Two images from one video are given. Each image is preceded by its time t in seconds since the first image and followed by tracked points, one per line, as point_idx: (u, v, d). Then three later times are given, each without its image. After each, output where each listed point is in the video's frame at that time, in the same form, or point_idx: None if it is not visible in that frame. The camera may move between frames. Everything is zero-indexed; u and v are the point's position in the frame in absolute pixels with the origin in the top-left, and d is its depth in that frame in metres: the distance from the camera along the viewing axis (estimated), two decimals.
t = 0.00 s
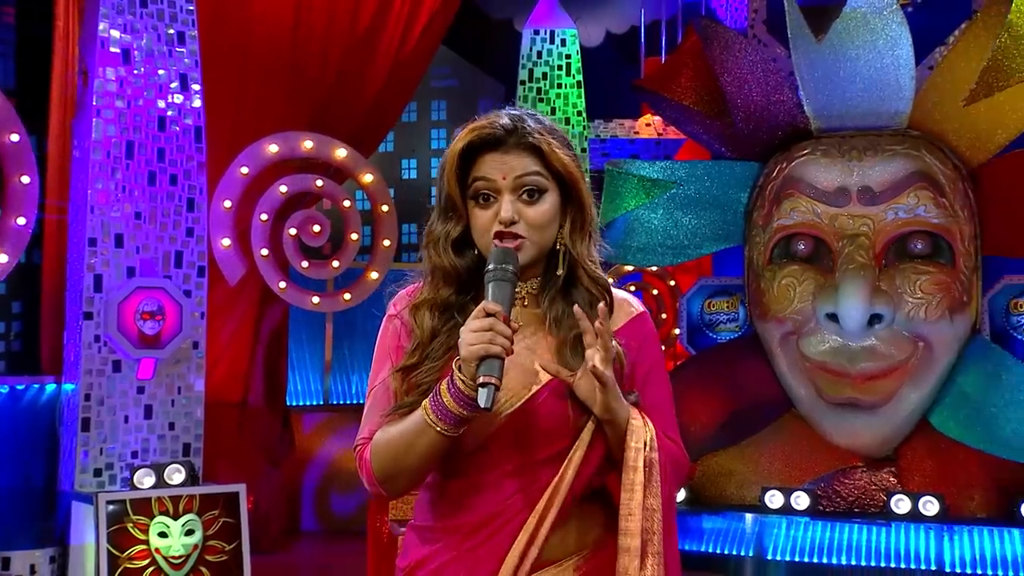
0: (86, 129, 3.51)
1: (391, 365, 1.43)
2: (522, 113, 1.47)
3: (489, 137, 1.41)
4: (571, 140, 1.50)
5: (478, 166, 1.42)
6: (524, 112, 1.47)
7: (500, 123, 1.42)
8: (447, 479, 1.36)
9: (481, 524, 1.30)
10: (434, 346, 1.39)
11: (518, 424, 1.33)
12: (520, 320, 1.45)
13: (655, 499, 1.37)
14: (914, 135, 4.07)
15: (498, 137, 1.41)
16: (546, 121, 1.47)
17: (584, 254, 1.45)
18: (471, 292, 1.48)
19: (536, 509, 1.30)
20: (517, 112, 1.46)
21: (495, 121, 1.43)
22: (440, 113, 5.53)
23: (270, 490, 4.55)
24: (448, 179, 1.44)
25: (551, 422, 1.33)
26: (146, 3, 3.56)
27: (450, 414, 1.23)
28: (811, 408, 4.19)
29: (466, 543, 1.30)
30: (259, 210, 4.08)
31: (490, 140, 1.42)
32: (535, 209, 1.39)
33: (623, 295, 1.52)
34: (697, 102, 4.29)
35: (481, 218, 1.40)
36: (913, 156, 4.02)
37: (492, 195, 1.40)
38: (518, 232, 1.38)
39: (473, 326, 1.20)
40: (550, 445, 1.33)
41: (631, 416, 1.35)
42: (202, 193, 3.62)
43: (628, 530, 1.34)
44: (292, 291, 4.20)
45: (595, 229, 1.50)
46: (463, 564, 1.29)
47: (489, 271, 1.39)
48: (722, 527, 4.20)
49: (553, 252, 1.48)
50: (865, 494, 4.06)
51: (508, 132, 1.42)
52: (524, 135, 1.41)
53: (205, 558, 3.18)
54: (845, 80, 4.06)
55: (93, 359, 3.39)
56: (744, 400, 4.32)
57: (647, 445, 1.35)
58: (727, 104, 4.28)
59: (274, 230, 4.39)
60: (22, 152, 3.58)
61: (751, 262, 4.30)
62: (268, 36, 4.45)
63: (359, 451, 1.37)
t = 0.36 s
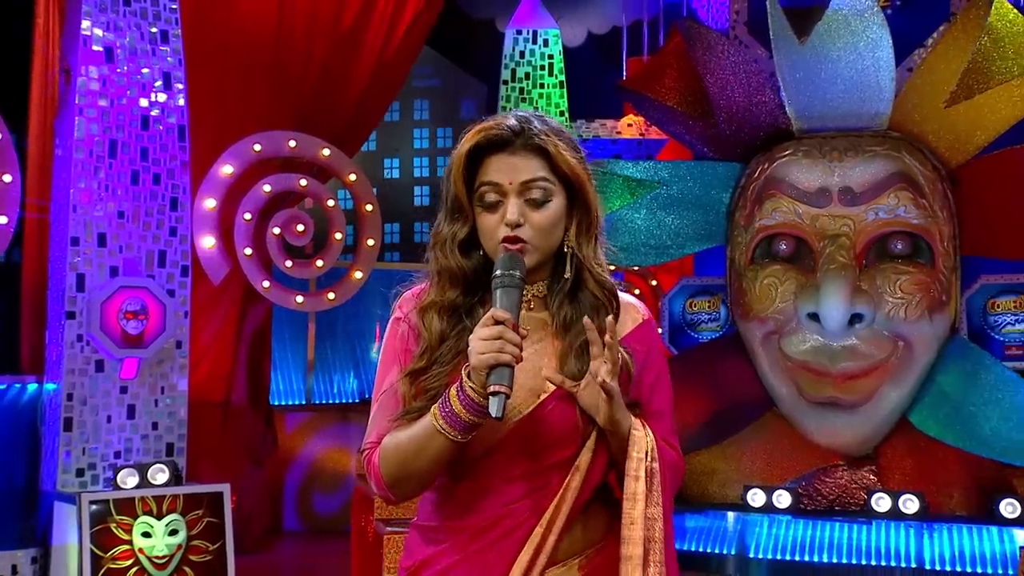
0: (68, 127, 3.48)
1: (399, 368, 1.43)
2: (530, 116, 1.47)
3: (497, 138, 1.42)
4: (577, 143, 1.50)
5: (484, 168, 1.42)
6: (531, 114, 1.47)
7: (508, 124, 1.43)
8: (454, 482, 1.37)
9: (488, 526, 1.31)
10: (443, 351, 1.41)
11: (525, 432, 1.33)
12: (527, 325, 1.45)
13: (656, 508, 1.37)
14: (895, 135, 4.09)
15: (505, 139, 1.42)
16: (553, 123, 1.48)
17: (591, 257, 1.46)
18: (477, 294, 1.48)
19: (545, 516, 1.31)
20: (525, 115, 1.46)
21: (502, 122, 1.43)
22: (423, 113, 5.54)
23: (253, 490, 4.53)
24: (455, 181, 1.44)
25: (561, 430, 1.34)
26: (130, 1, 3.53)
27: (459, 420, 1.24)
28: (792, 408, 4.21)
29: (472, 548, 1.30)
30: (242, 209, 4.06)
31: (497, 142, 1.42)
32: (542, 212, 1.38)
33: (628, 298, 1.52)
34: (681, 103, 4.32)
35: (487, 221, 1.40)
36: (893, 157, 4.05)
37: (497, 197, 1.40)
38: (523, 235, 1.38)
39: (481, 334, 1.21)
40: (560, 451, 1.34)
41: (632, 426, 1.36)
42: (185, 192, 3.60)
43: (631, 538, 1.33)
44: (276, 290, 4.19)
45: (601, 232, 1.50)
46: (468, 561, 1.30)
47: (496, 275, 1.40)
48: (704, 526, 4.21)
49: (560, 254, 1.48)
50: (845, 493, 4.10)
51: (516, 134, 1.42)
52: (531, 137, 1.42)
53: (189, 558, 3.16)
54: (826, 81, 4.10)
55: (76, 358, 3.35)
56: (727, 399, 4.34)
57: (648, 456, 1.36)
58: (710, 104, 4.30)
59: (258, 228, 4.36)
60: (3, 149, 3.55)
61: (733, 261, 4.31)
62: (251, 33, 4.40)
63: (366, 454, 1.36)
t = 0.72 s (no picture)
0: (51, 126, 3.45)
1: (405, 369, 1.48)
2: (536, 120, 1.52)
3: (503, 142, 1.46)
4: (580, 146, 1.55)
5: (490, 171, 1.46)
6: (536, 119, 1.52)
7: (513, 129, 1.48)
8: (463, 482, 1.42)
9: (498, 526, 1.36)
10: (450, 353, 1.45)
11: (532, 436, 1.40)
12: (534, 326, 1.51)
13: (657, 525, 1.40)
14: (875, 137, 4.14)
15: (512, 143, 1.46)
16: (556, 128, 1.52)
17: (595, 261, 1.52)
18: (484, 294, 1.53)
19: (555, 519, 1.36)
20: (530, 119, 1.51)
21: (508, 126, 1.48)
22: (405, 112, 5.53)
23: (236, 489, 4.50)
24: (461, 183, 1.48)
25: (565, 434, 1.40)
26: None
27: (466, 423, 1.28)
28: (773, 407, 4.24)
29: (485, 552, 1.35)
30: (226, 208, 4.05)
31: (504, 145, 1.46)
32: (547, 215, 1.43)
33: (632, 302, 1.60)
34: (665, 104, 4.33)
35: (492, 224, 1.44)
36: (874, 158, 4.09)
37: (503, 200, 1.45)
38: (529, 237, 1.42)
39: (489, 337, 1.24)
40: (566, 452, 1.40)
41: (637, 444, 1.40)
42: (169, 191, 3.57)
43: (633, 556, 1.37)
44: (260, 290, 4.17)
45: (604, 235, 1.56)
46: (475, 565, 1.35)
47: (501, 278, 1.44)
48: (687, 525, 4.24)
49: (564, 257, 1.54)
50: (825, 491, 4.13)
51: (522, 139, 1.47)
52: (536, 141, 1.47)
53: (173, 558, 3.14)
54: (808, 82, 4.12)
55: (59, 358, 3.33)
56: (710, 398, 4.37)
57: (650, 473, 1.40)
58: (693, 105, 4.32)
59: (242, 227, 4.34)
60: None
61: (716, 261, 4.35)
62: (236, 33, 4.40)
63: (374, 455, 1.42)
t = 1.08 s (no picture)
0: (33, 124, 3.42)
1: (415, 369, 1.37)
2: (545, 120, 1.41)
3: (509, 145, 1.36)
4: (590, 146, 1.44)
5: (497, 175, 1.36)
6: (545, 119, 1.41)
7: (521, 131, 1.37)
8: (467, 481, 1.32)
9: (501, 525, 1.27)
10: (457, 352, 1.35)
11: (534, 437, 1.29)
12: (540, 327, 1.41)
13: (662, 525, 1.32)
14: (856, 137, 4.18)
15: (519, 146, 1.36)
16: (566, 128, 1.41)
17: (601, 263, 1.41)
18: (491, 294, 1.43)
19: (561, 517, 1.27)
20: (538, 120, 1.40)
21: (515, 129, 1.37)
22: (388, 111, 5.53)
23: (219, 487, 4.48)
24: (469, 185, 1.38)
25: (571, 433, 1.30)
26: None
27: (476, 423, 1.20)
28: (756, 405, 4.26)
29: (486, 553, 1.27)
30: (210, 206, 4.03)
31: (511, 148, 1.36)
32: (554, 219, 1.33)
33: (637, 301, 1.48)
34: (649, 103, 4.34)
35: (499, 227, 1.34)
36: (855, 159, 4.13)
37: (510, 204, 1.35)
38: (536, 241, 1.33)
39: (497, 339, 1.16)
40: (572, 451, 1.30)
41: (642, 446, 1.31)
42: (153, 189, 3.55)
43: (637, 555, 1.29)
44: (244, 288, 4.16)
45: (611, 235, 1.45)
46: (479, 565, 1.26)
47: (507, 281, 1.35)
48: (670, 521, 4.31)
49: (570, 258, 1.43)
50: (807, 489, 4.13)
51: (529, 141, 1.36)
52: (544, 145, 1.36)
53: (157, 558, 3.12)
54: (790, 82, 4.15)
55: (42, 357, 3.30)
56: (694, 397, 4.40)
57: (654, 474, 1.31)
58: (677, 105, 4.34)
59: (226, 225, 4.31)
60: None
61: (699, 261, 4.36)
62: (218, 29, 4.36)
63: (383, 454, 1.33)
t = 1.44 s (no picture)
0: (16, 120, 3.39)
1: (420, 367, 1.36)
2: (553, 122, 1.39)
3: (515, 148, 1.34)
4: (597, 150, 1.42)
5: (504, 178, 1.34)
6: (552, 122, 1.39)
7: (527, 134, 1.35)
8: (471, 478, 1.30)
9: (507, 527, 1.25)
10: (463, 350, 1.34)
11: (541, 433, 1.28)
12: (545, 328, 1.40)
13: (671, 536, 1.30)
14: (838, 138, 4.20)
15: (526, 150, 1.33)
16: (573, 131, 1.39)
17: (607, 266, 1.39)
18: (498, 295, 1.41)
19: (569, 528, 1.24)
20: (546, 123, 1.38)
21: (522, 131, 1.35)
22: (371, 109, 5.52)
23: (202, 485, 4.46)
24: (476, 188, 1.37)
25: (575, 431, 1.29)
26: None
27: (481, 421, 1.20)
28: (739, 403, 4.29)
29: (491, 557, 1.24)
30: (194, 203, 4.01)
31: (518, 152, 1.34)
32: (560, 222, 1.31)
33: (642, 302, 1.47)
34: (634, 103, 4.38)
35: (505, 229, 1.32)
36: (837, 159, 4.16)
37: (516, 208, 1.33)
38: (542, 244, 1.31)
39: (505, 341, 1.16)
40: (576, 449, 1.29)
41: (649, 459, 1.28)
42: (137, 187, 3.52)
43: (649, 569, 1.27)
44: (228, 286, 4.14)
45: (618, 237, 1.43)
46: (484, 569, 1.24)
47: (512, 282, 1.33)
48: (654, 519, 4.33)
49: (576, 260, 1.41)
50: (789, 486, 4.19)
51: (536, 145, 1.34)
52: (551, 148, 1.34)
53: (142, 557, 3.10)
54: (772, 83, 4.18)
55: (25, 355, 3.28)
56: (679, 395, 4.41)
57: (663, 487, 1.28)
58: (662, 105, 4.36)
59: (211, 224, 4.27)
60: None
61: (682, 260, 4.38)
62: (202, 25, 4.34)
63: (389, 452, 1.32)
